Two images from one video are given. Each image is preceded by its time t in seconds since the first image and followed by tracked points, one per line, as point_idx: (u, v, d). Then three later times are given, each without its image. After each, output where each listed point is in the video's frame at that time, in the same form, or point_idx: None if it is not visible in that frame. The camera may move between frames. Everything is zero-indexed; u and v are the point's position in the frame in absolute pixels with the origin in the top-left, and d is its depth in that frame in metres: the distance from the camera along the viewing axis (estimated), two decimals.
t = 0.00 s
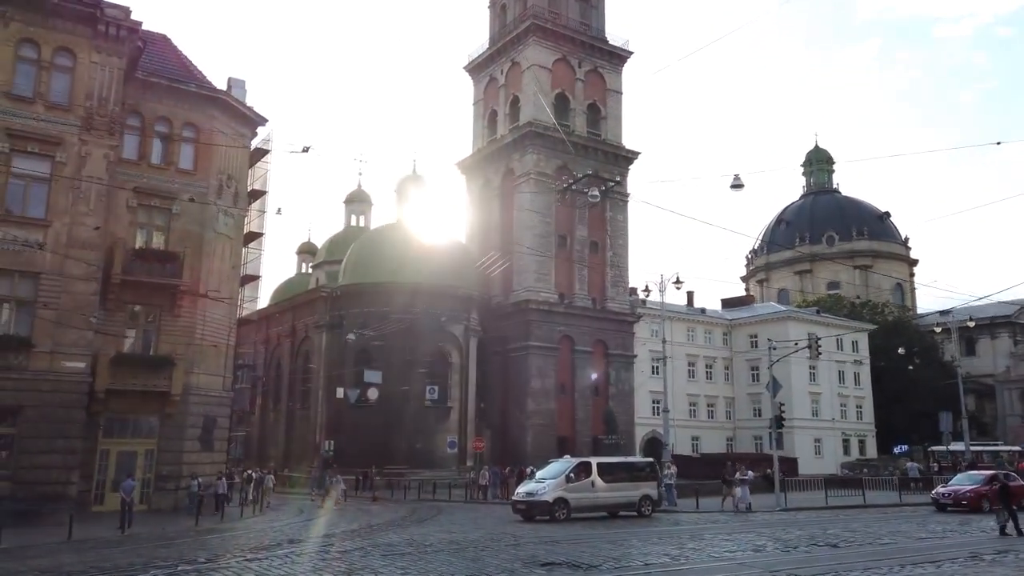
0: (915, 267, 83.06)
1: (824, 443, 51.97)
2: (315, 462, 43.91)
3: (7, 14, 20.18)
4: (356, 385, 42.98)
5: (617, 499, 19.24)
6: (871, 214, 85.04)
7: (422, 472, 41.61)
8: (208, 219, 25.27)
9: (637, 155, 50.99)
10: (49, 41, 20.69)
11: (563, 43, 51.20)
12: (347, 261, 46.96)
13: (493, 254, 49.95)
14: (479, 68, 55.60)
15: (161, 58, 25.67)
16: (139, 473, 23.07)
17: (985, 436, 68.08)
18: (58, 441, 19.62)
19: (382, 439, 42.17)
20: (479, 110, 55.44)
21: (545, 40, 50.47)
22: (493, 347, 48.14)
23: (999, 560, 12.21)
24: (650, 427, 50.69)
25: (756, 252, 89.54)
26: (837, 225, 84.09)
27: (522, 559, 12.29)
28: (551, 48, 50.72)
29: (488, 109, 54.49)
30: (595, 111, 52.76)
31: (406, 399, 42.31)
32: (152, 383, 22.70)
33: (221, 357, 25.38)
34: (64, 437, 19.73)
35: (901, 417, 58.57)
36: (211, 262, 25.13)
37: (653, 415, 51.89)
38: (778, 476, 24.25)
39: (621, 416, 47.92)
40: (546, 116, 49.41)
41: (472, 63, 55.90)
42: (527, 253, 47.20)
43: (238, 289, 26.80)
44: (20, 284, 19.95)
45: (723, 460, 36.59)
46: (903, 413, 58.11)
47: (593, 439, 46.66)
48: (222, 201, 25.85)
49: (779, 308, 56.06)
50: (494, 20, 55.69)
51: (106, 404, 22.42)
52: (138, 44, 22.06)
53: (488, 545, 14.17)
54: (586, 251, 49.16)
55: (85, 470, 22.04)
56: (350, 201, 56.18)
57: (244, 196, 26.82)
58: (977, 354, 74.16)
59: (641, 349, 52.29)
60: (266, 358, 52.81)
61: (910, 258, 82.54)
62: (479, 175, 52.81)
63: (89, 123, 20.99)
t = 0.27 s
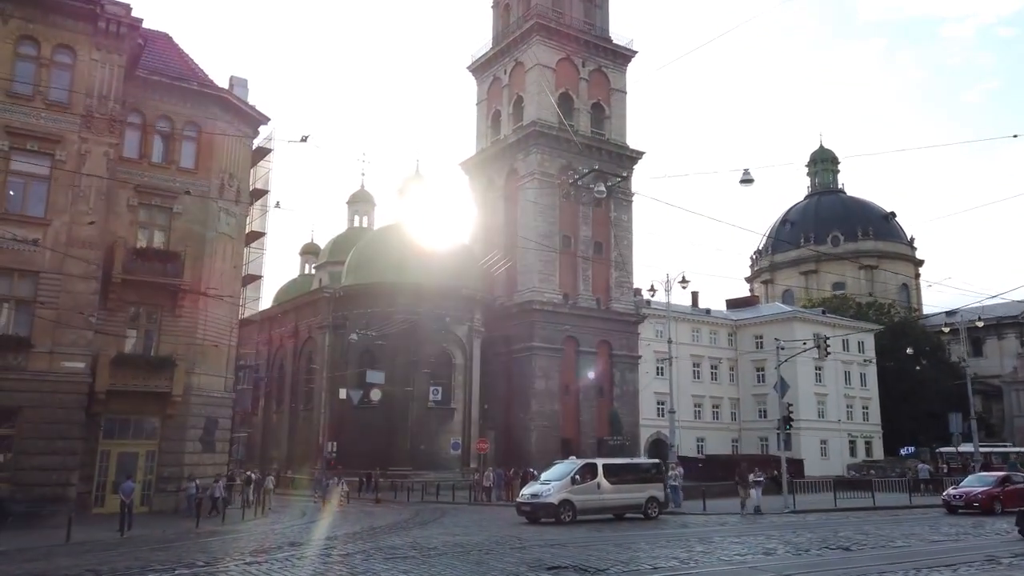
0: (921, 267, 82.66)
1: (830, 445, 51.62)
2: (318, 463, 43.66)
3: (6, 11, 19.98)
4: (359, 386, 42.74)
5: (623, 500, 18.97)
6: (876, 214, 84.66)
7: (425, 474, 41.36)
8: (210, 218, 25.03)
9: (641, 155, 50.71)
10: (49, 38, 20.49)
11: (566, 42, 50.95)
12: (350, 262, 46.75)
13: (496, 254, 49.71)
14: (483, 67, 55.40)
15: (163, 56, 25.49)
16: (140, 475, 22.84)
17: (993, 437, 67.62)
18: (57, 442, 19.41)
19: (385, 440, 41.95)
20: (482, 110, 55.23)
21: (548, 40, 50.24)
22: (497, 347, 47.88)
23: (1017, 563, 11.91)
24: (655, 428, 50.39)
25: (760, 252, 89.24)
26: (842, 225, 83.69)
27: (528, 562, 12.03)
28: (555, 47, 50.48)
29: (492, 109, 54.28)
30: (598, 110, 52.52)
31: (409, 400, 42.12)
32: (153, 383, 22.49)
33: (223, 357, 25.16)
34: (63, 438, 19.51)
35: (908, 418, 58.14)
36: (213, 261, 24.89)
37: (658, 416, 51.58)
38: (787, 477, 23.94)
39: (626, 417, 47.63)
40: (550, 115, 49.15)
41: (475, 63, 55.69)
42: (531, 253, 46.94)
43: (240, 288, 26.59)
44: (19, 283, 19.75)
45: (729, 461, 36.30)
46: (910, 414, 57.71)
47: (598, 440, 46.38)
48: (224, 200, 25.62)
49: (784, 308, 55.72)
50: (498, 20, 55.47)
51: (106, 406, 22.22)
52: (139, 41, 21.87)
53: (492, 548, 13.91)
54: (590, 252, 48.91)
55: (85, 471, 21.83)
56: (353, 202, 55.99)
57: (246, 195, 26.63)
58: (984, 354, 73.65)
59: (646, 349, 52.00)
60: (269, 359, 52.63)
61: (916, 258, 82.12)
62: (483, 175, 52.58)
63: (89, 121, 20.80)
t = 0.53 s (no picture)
0: (925, 266, 82.34)
1: (835, 444, 51.34)
2: (319, 463, 43.43)
3: (3, 6, 19.81)
4: (361, 385, 42.52)
5: (628, 500, 18.71)
6: (880, 212, 84.33)
7: (428, 474, 41.16)
8: (210, 216, 24.77)
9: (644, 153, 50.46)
10: (47, 33, 20.31)
11: (569, 40, 50.72)
12: (352, 261, 46.54)
13: (499, 253, 49.48)
14: (485, 66, 55.17)
15: (163, 52, 25.28)
16: (139, 475, 22.63)
17: (998, 437, 67.28)
18: (55, 441, 19.20)
19: (387, 440, 41.75)
20: (484, 108, 55.02)
21: (551, 37, 50.00)
22: (499, 347, 47.63)
23: None
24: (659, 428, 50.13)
25: (763, 251, 88.96)
26: (846, 224, 83.35)
27: (532, 563, 11.78)
28: (557, 45, 50.22)
29: (494, 107, 54.05)
30: (601, 108, 52.28)
31: (411, 399, 41.92)
32: (152, 382, 22.27)
33: (224, 356, 24.94)
34: (62, 437, 19.31)
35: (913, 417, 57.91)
36: (213, 259, 24.65)
37: (661, 415, 51.30)
38: (793, 476, 23.65)
39: (630, 417, 47.37)
40: (552, 113, 48.90)
41: (478, 62, 55.48)
42: (533, 252, 46.69)
43: (241, 286, 26.38)
44: (17, 281, 19.54)
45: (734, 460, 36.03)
46: (916, 413, 57.38)
47: (601, 439, 46.14)
48: (224, 197, 25.40)
49: (789, 307, 55.42)
50: (500, 18, 55.25)
51: (105, 405, 22.01)
52: (137, 36, 21.66)
53: (495, 549, 13.67)
54: (593, 250, 48.67)
55: (85, 471, 21.63)
56: (355, 201, 55.77)
57: (246, 192, 26.44)
58: (989, 353, 73.30)
59: (649, 348, 51.74)
60: (270, 359, 52.45)
61: (920, 257, 81.81)
62: (485, 174, 52.35)
63: (87, 117, 20.60)
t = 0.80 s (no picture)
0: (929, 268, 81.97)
1: (840, 447, 51.02)
2: (321, 467, 43.20)
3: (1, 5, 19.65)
4: (363, 388, 42.30)
5: (633, 504, 18.46)
6: (884, 214, 84.00)
7: (430, 477, 40.95)
8: (211, 217, 24.56)
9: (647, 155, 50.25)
10: (45, 33, 20.13)
11: (572, 41, 50.54)
12: (354, 263, 46.35)
13: (501, 255, 49.27)
14: (487, 67, 55.01)
15: (163, 52, 25.11)
16: (138, 478, 22.40)
17: (1004, 440, 66.88)
18: (53, 445, 19.00)
19: (389, 443, 41.54)
20: (486, 110, 54.84)
21: (553, 39, 49.83)
22: (502, 349, 47.38)
23: None
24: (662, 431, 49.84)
25: (767, 254, 88.69)
26: (849, 226, 83.06)
27: (536, 568, 11.54)
28: (559, 47, 50.05)
29: (496, 109, 53.87)
30: (604, 110, 52.09)
31: (413, 401, 41.71)
32: (152, 385, 22.06)
33: (225, 359, 24.74)
34: (60, 440, 19.11)
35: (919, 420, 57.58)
36: (213, 260, 24.44)
37: (665, 418, 51.01)
38: (798, 479, 23.37)
39: (633, 420, 47.11)
40: (555, 115, 48.70)
41: (480, 63, 55.32)
42: (536, 254, 46.48)
43: (241, 288, 26.18)
44: (15, 282, 19.36)
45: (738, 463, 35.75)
46: (921, 416, 57.01)
47: (604, 442, 45.87)
48: (225, 198, 25.21)
49: (793, 309, 55.11)
50: (502, 19, 55.09)
51: (104, 408, 21.80)
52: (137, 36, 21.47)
53: (498, 553, 13.44)
54: (596, 251, 48.44)
55: (83, 474, 21.43)
56: (357, 203, 55.60)
57: (246, 194, 26.26)
58: (995, 356, 72.91)
59: (653, 351, 51.47)
60: (272, 361, 52.28)
61: (924, 259, 81.47)
62: (487, 176, 52.15)
63: (86, 117, 20.42)
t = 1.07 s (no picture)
0: (934, 271, 81.60)
1: (845, 451, 50.69)
2: (323, 470, 42.96)
3: None
4: (365, 391, 42.07)
5: (637, 508, 18.20)
6: (888, 217, 83.64)
7: (432, 481, 40.71)
8: (211, 219, 24.38)
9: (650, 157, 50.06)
10: (44, 33, 19.96)
11: (574, 43, 50.40)
12: (356, 267, 46.17)
13: (504, 258, 49.06)
14: (490, 70, 54.89)
15: (163, 53, 24.95)
16: (138, 482, 22.18)
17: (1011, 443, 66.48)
18: (50, 448, 18.79)
19: (392, 447, 41.33)
20: (489, 113, 54.70)
21: (556, 41, 49.67)
22: (505, 352, 47.16)
23: None
24: (666, 435, 49.54)
25: (771, 257, 88.37)
26: (854, 229, 82.70)
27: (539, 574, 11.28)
28: (562, 49, 49.89)
29: (499, 112, 53.73)
30: (607, 112, 51.90)
31: (415, 405, 41.49)
32: (152, 388, 21.89)
33: (226, 362, 24.55)
34: (58, 444, 18.92)
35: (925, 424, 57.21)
36: (214, 262, 24.25)
37: (669, 422, 50.71)
38: (803, 482, 23.05)
39: (637, 424, 46.83)
40: (557, 117, 48.52)
41: (482, 66, 55.20)
42: (539, 256, 46.27)
43: (242, 291, 26.00)
44: (13, 284, 19.19)
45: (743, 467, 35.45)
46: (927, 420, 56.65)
47: (608, 446, 45.60)
48: (225, 200, 25.04)
49: (797, 312, 54.82)
50: (505, 22, 54.97)
51: (103, 411, 21.61)
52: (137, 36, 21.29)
53: (500, 559, 13.19)
54: (599, 254, 48.23)
55: (82, 479, 21.23)
56: (360, 206, 55.43)
57: (247, 196, 26.11)
58: (1001, 359, 72.53)
59: (657, 354, 51.20)
60: (274, 365, 52.10)
61: (929, 262, 81.09)
62: (490, 178, 51.98)
63: (85, 118, 20.26)
